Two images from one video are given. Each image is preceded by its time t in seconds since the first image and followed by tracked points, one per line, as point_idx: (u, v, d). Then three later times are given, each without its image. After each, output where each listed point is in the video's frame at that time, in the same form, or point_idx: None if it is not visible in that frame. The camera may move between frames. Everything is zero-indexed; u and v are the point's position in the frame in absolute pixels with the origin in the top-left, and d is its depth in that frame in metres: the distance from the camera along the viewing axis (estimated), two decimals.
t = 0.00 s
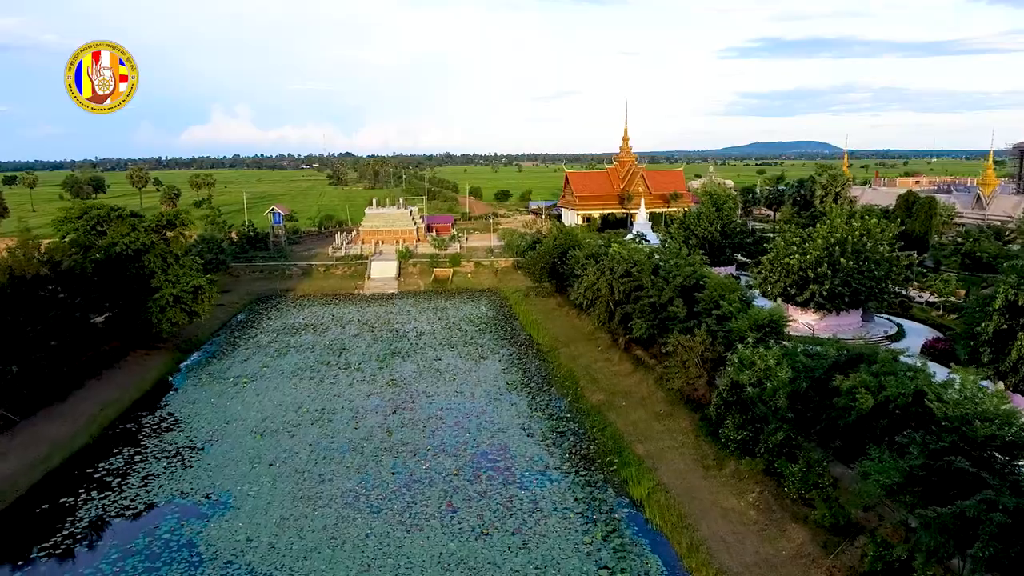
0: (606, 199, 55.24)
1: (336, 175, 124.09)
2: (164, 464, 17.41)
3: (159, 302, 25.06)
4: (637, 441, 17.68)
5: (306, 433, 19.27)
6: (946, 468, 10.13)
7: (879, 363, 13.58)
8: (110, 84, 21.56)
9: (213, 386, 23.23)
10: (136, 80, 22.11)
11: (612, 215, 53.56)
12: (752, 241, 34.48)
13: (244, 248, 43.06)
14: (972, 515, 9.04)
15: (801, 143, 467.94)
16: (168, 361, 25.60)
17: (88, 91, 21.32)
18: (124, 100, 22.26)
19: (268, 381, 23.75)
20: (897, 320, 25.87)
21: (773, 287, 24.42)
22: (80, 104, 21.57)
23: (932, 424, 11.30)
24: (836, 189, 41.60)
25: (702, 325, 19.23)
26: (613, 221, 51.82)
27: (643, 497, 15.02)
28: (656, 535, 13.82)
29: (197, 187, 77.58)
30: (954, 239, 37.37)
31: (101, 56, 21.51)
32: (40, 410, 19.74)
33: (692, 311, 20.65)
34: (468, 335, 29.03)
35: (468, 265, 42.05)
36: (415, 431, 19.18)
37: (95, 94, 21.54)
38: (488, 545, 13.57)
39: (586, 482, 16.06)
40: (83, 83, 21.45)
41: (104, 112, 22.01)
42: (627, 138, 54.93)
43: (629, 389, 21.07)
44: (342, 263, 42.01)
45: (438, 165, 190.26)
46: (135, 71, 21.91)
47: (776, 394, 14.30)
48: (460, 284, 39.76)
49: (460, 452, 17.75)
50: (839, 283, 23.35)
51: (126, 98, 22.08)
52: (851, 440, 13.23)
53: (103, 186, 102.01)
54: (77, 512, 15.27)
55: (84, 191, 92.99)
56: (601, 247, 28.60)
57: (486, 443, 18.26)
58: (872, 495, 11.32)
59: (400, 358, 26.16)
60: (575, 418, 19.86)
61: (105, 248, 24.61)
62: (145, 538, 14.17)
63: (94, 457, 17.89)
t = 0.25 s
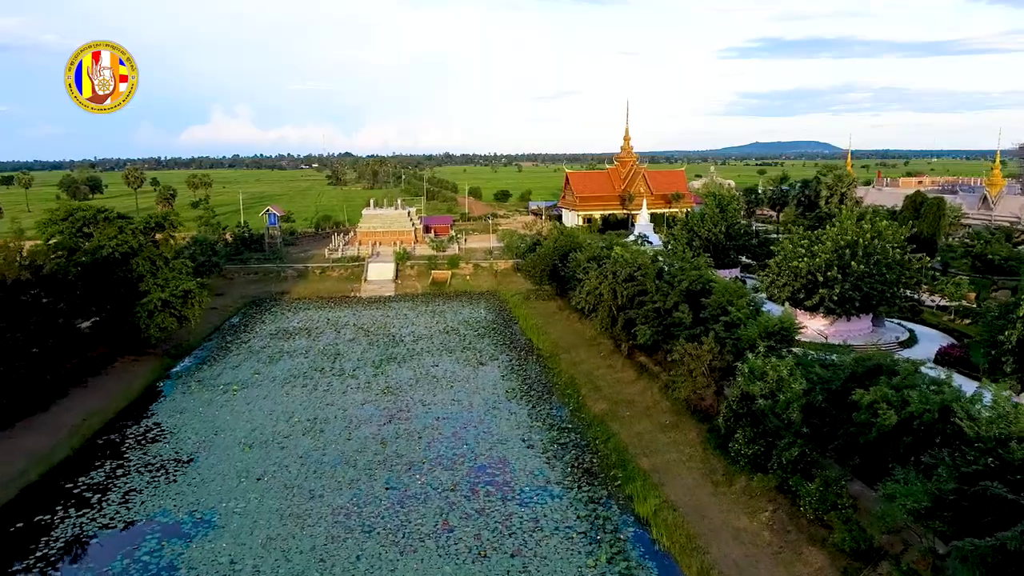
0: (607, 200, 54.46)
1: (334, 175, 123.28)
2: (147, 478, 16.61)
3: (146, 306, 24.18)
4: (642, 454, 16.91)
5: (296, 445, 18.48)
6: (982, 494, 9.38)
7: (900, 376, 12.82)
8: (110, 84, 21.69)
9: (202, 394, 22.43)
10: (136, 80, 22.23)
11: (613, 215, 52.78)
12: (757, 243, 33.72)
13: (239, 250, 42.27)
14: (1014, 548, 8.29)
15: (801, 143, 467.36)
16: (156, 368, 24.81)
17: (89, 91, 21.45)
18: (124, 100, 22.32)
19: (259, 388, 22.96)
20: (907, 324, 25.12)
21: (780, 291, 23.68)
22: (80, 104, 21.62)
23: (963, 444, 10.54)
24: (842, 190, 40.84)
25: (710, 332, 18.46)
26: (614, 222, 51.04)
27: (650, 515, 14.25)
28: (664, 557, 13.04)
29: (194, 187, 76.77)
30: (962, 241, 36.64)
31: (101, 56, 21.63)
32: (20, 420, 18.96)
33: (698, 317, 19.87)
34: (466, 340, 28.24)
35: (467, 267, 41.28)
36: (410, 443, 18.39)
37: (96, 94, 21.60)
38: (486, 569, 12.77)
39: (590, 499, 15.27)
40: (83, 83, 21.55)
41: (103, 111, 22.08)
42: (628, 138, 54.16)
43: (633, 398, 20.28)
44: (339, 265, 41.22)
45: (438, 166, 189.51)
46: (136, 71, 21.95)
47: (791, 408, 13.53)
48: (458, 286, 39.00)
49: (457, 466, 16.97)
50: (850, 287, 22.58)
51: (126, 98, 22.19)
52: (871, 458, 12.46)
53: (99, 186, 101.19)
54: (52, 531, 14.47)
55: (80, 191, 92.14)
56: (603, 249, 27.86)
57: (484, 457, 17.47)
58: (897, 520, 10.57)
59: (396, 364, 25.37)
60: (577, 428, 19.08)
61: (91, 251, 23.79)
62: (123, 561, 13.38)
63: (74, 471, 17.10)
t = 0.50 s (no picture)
0: (608, 200, 53.84)
1: (334, 175, 122.63)
2: (133, 490, 15.98)
3: (137, 310, 23.52)
4: (646, 465, 16.30)
5: (289, 454, 17.87)
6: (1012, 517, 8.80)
7: (918, 387, 12.22)
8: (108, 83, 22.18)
9: (193, 401, 21.81)
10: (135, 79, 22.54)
11: (614, 216, 52.16)
12: (761, 244, 33.12)
13: (234, 252, 41.65)
14: None
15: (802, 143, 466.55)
16: (147, 373, 24.19)
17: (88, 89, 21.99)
18: (124, 100, 22.30)
19: (253, 395, 22.35)
20: (917, 328, 24.53)
21: (787, 294, 23.09)
22: (80, 104, 21.63)
23: (989, 464, 9.96)
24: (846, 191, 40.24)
25: (716, 338, 17.87)
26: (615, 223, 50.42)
27: (655, 531, 13.65)
28: None
29: (191, 187, 76.09)
30: (969, 242, 36.05)
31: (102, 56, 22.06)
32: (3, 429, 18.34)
33: (703, 322, 19.28)
34: (465, 344, 27.63)
35: (466, 268, 40.68)
36: (406, 452, 17.79)
37: (96, 94, 21.65)
38: None
39: (593, 513, 14.65)
40: (83, 83, 21.54)
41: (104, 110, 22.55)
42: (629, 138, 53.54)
43: (637, 405, 19.68)
44: (336, 266, 40.64)
45: (437, 166, 188.98)
46: (135, 71, 22.06)
47: (804, 421, 12.93)
48: (457, 288, 38.40)
49: (454, 477, 16.36)
50: (859, 290, 21.98)
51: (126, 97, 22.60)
52: (889, 473, 11.89)
53: (98, 187, 100.53)
54: (32, 548, 13.84)
55: (78, 192, 91.47)
56: (604, 251, 27.26)
57: (482, 467, 16.86)
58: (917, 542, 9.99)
59: (393, 369, 24.76)
60: (578, 437, 18.48)
61: (80, 253, 23.17)
62: None
63: (58, 483, 16.49)
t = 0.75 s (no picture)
0: (609, 200, 53.26)
1: (333, 175, 122.00)
2: (118, 504, 15.38)
3: (127, 315, 22.92)
4: (651, 476, 15.70)
5: (281, 465, 17.26)
6: None
7: (939, 399, 11.65)
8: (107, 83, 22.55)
9: (184, 408, 21.21)
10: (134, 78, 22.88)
11: (615, 217, 51.57)
12: (766, 246, 32.55)
13: (230, 253, 41.06)
14: None
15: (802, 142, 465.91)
16: (138, 379, 23.57)
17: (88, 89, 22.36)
18: (123, 101, 22.97)
19: (245, 401, 21.75)
20: (927, 333, 23.97)
21: (794, 297, 22.50)
22: (80, 104, 22.29)
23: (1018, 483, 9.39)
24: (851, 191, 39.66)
25: (723, 345, 17.28)
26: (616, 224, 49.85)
27: (661, 548, 13.07)
28: None
29: (189, 187, 75.50)
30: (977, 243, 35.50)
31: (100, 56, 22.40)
32: None
33: (709, 328, 18.73)
34: (464, 348, 27.02)
35: (465, 269, 40.11)
36: (403, 463, 17.18)
37: (96, 94, 22.35)
38: None
39: (597, 529, 14.06)
40: (83, 84, 22.25)
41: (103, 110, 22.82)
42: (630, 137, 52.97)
43: (641, 412, 19.11)
44: (333, 268, 40.07)
45: (437, 166, 188.46)
46: (135, 71, 22.72)
47: (818, 434, 12.36)
48: (457, 290, 37.83)
49: (452, 489, 15.76)
50: (868, 294, 21.42)
51: (125, 97, 22.91)
52: (908, 490, 11.33)
53: (95, 187, 99.82)
54: (10, 565, 13.24)
55: (76, 192, 90.77)
56: (606, 253, 26.67)
57: (481, 479, 16.27)
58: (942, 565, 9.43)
59: (389, 374, 24.16)
60: (580, 446, 17.88)
61: (68, 256, 22.55)
62: None
63: (41, 495, 15.88)
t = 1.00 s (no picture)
0: (610, 201, 52.65)
1: (332, 175, 121.35)
2: (102, 518, 14.78)
3: (116, 319, 22.31)
4: (656, 489, 15.10)
5: (272, 476, 16.65)
6: None
7: (962, 412, 11.08)
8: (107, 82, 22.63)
9: (174, 415, 20.61)
10: (134, 77, 22.96)
11: (616, 218, 50.97)
12: (771, 248, 31.94)
13: (226, 254, 40.47)
14: None
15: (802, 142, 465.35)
16: (128, 385, 22.92)
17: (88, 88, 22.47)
18: (123, 100, 23.48)
19: (237, 408, 21.13)
20: (937, 337, 23.41)
21: (801, 301, 21.91)
22: (81, 104, 22.83)
23: None
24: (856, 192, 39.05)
25: (730, 352, 16.70)
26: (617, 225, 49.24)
27: (668, 566, 12.49)
28: None
29: (186, 187, 74.90)
30: (985, 245, 34.90)
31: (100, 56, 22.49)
32: None
33: (716, 333, 18.16)
34: (463, 353, 26.41)
35: (465, 271, 39.51)
36: (399, 474, 16.57)
37: (96, 94, 22.83)
38: None
39: (600, 545, 13.46)
40: (84, 84, 22.84)
41: (103, 109, 22.82)
42: (631, 137, 52.35)
43: (645, 421, 18.52)
44: (331, 269, 39.46)
45: (439, 166, 188.35)
46: (134, 71, 23.16)
47: (833, 448, 11.79)
48: (455, 292, 37.23)
49: (450, 503, 15.16)
50: (879, 298, 20.83)
51: (125, 97, 22.94)
52: (929, 508, 10.77)
53: (92, 187, 99.13)
54: None
55: (73, 192, 90.02)
56: (608, 256, 26.09)
57: (480, 491, 15.67)
58: None
59: (386, 380, 23.54)
60: (583, 456, 17.28)
61: (57, 258, 21.95)
62: None
63: (22, 508, 15.29)
